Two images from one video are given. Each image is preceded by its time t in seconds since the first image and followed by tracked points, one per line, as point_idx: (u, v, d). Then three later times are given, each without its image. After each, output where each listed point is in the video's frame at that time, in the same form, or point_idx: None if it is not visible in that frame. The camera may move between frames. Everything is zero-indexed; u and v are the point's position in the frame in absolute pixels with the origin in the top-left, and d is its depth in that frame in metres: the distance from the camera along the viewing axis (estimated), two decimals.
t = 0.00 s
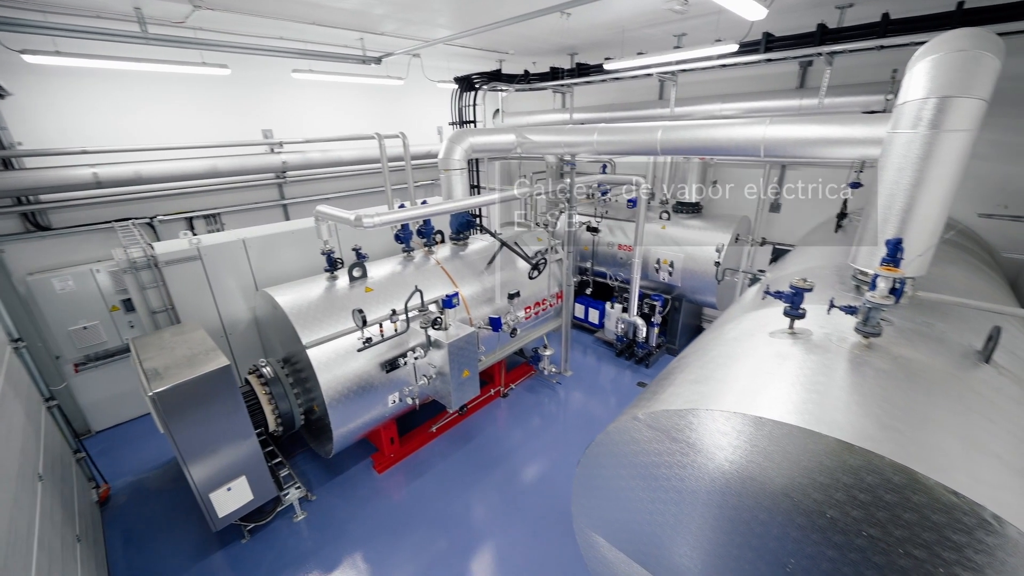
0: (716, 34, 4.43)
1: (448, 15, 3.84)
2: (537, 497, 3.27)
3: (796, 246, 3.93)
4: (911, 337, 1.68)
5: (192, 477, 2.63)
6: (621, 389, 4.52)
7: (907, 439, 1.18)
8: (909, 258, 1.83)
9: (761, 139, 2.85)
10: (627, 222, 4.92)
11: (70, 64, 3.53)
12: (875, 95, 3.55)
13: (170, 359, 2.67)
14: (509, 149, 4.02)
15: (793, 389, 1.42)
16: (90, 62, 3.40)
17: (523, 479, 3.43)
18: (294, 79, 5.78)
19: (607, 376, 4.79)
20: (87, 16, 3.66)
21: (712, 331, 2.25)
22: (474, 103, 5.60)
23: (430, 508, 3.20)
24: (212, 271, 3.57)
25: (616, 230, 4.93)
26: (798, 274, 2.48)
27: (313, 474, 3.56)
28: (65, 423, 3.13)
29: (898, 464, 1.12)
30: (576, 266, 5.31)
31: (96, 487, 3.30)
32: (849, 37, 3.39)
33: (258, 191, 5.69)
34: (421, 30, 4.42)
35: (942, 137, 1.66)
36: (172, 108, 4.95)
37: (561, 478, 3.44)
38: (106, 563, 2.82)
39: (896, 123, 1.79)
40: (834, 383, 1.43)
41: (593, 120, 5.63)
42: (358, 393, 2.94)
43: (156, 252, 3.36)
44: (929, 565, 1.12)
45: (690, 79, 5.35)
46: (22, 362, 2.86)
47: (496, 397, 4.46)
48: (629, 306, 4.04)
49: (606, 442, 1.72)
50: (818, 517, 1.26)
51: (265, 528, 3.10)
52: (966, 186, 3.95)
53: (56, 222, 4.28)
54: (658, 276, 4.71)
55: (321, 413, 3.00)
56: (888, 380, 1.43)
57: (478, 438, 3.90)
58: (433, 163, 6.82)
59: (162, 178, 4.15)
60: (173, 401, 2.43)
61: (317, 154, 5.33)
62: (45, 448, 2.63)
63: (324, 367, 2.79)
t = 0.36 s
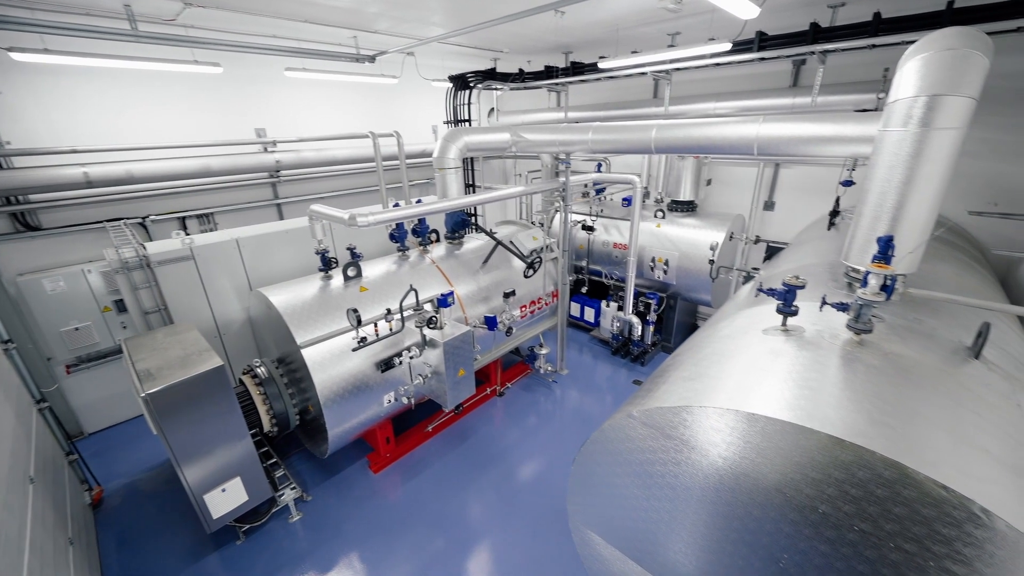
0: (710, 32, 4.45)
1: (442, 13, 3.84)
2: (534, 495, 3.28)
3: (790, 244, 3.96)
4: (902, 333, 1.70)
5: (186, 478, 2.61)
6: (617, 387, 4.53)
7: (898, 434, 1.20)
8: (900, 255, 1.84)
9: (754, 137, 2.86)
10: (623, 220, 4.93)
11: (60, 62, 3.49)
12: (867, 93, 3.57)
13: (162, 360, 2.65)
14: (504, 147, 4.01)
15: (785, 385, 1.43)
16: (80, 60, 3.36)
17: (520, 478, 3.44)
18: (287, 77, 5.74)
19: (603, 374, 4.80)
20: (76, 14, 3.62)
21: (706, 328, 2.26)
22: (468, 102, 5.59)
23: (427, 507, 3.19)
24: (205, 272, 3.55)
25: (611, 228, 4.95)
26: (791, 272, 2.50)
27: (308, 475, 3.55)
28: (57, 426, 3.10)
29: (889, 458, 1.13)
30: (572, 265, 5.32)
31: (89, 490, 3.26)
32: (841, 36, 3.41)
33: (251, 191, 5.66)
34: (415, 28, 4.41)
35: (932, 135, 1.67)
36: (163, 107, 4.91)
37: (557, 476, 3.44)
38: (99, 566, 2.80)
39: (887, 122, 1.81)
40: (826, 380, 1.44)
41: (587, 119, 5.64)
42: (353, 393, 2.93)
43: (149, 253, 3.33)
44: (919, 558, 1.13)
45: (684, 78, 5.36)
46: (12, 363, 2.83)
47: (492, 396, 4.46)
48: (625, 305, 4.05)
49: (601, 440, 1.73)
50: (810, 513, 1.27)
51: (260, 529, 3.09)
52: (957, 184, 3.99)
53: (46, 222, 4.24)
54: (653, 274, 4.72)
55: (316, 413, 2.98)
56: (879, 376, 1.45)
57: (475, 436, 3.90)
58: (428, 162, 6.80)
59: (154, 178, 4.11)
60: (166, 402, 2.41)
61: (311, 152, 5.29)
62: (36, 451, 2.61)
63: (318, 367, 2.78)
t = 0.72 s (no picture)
0: (704, 31, 4.46)
1: (437, 11, 3.82)
2: (530, 494, 3.28)
3: (783, 242, 3.98)
4: (893, 329, 1.72)
5: (180, 479, 2.59)
6: (613, 386, 4.55)
7: (888, 429, 1.21)
8: (892, 252, 1.85)
9: (748, 135, 2.87)
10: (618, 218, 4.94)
11: (50, 60, 3.45)
12: (860, 92, 3.60)
13: (155, 361, 2.63)
14: (499, 146, 4.02)
15: (778, 382, 1.44)
16: (69, 58, 3.32)
17: (516, 477, 3.44)
18: (281, 76, 5.71)
19: (599, 373, 4.82)
20: (66, 11, 3.58)
21: (700, 326, 2.27)
22: (463, 101, 5.58)
23: (423, 507, 3.19)
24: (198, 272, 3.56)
25: (606, 227, 4.95)
26: (785, 270, 2.51)
27: (303, 475, 3.54)
28: (48, 427, 3.08)
29: (880, 453, 1.14)
30: (567, 263, 5.32)
31: (81, 492, 3.25)
32: (834, 35, 3.43)
33: (244, 190, 5.62)
34: (410, 26, 4.39)
35: (923, 133, 1.68)
36: (155, 105, 4.86)
37: (554, 474, 3.45)
38: (91, 568, 2.78)
39: (879, 120, 1.82)
40: (818, 376, 1.45)
41: (582, 118, 5.64)
42: (348, 393, 2.92)
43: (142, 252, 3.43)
44: (910, 552, 1.14)
45: (679, 77, 5.38)
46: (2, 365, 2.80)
47: (488, 395, 4.46)
48: (620, 303, 4.06)
49: (596, 437, 1.73)
50: (803, 507, 1.28)
51: (255, 530, 3.08)
52: (948, 182, 4.02)
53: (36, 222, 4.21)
54: (648, 273, 4.74)
55: (311, 413, 2.97)
56: (871, 371, 1.46)
57: (471, 435, 3.90)
58: (423, 161, 6.78)
59: (146, 177, 4.07)
60: (159, 403, 2.40)
61: (305, 151, 5.26)
62: (26, 453, 2.58)
63: (313, 366, 2.77)
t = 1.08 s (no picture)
0: (698, 30, 4.47)
1: (431, 9, 3.81)
2: (526, 492, 3.29)
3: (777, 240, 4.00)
4: (884, 326, 1.73)
5: (173, 480, 2.58)
6: (608, 384, 4.56)
7: (878, 425, 1.22)
8: (884, 249, 1.86)
9: (741, 134, 2.88)
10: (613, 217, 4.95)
11: (39, 57, 3.41)
12: (852, 91, 3.62)
13: (147, 361, 2.61)
14: (494, 145, 4.01)
15: (771, 378, 1.45)
16: (58, 55, 3.28)
17: (512, 475, 3.44)
18: (274, 74, 5.67)
19: (595, 371, 4.83)
20: (55, 8, 3.54)
21: (695, 323, 2.28)
22: (458, 99, 5.57)
23: (419, 506, 3.19)
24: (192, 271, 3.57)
25: (602, 225, 4.96)
26: (778, 267, 2.53)
27: (299, 475, 3.52)
28: (39, 430, 3.05)
29: (870, 449, 1.15)
30: (563, 262, 5.33)
31: (73, 494, 3.23)
32: (826, 34, 3.45)
33: (237, 189, 5.58)
34: (403, 24, 4.38)
35: (913, 131, 1.70)
36: (146, 103, 4.82)
37: (550, 473, 3.46)
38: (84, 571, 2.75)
39: (870, 118, 1.83)
40: (810, 372, 1.46)
41: (577, 116, 5.64)
42: (343, 392, 2.91)
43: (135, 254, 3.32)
44: (900, 545, 1.15)
45: (673, 76, 5.39)
46: None
47: (484, 394, 4.46)
48: (616, 302, 4.07)
49: (591, 435, 1.74)
50: (795, 503, 1.29)
51: (250, 531, 3.06)
52: (938, 180, 4.06)
53: (26, 221, 4.16)
54: (643, 271, 4.76)
55: (306, 413, 2.96)
56: (862, 368, 1.47)
57: (467, 434, 3.90)
58: (417, 159, 6.76)
59: (138, 176, 4.04)
60: (151, 404, 2.38)
61: (299, 150, 5.22)
62: (17, 455, 2.56)
63: (308, 366, 2.75)
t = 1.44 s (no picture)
0: (692, 29, 4.49)
1: (425, 7, 3.80)
2: (523, 491, 3.29)
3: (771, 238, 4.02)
4: (876, 323, 1.74)
5: (167, 482, 2.56)
6: (604, 382, 4.57)
7: (870, 420, 1.23)
8: (876, 246, 1.88)
9: (735, 132, 2.90)
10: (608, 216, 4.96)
11: (29, 55, 3.37)
12: (845, 90, 3.65)
13: (140, 362, 2.59)
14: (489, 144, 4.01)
15: (764, 375, 1.46)
16: (47, 53, 3.24)
17: (509, 474, 3.45)
18: (267, 73, 5.63)
19: (591, 369, 4.84)
20: (44, 6, 3.50)
21: (689, 321, 2.29)
22: (453, 98, 5.55)
23: (416, 506, 3.18)
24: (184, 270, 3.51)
25: (597, 224, 4.97)
26: (772, 265, 2.54)
27: (294, 475, 3.51)
28: (31, 431, 3.01)
29: (861, 444, 1.17)
30: (559, 261, 5.34)
31: (66, 496, 3.21)
32: (820, 33, 3.46)
33: (231, 189, 5.54)
34: (398, 23, 4.36)
35: (904, 129, 1.71)
36: (137, 102, 4.78)
37: (546, 471, 3.47)
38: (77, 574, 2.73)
39: (862, 117, 1.84)
40: (803, 369, 1.47)
41: (572, 115, 5.64)
42: (339, 392, 2.90)
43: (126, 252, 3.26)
44: (890, 540, 1.16)
45: (667, 74, 5.41)
46: None
47: (480, 393, 4.46)
48: (611, 300, 4.08)
49: (586, 433, 1.75)
50: (788, 499, 1.30)
51: (245, 532, 3.05)
52: (930, 178, 4.10)
53: (16, 221, 4.12)
54: (639, 270, 4.77)
55: (301, 413, 2.95)
56: (854, 364, 1.48)
57: (464, 433, 3.90)
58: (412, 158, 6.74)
59: (129, 175, 4.00)
60: (145, 405, 2.37)
61: (293, 149, 5.19)
62: (8, 457, 2.54)
63: (303, 366, 2.74)
